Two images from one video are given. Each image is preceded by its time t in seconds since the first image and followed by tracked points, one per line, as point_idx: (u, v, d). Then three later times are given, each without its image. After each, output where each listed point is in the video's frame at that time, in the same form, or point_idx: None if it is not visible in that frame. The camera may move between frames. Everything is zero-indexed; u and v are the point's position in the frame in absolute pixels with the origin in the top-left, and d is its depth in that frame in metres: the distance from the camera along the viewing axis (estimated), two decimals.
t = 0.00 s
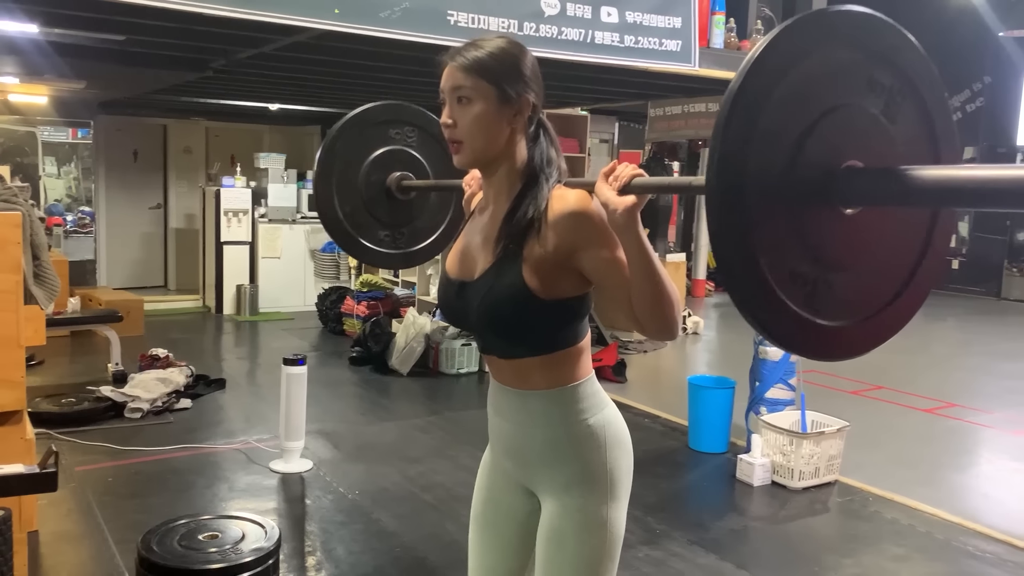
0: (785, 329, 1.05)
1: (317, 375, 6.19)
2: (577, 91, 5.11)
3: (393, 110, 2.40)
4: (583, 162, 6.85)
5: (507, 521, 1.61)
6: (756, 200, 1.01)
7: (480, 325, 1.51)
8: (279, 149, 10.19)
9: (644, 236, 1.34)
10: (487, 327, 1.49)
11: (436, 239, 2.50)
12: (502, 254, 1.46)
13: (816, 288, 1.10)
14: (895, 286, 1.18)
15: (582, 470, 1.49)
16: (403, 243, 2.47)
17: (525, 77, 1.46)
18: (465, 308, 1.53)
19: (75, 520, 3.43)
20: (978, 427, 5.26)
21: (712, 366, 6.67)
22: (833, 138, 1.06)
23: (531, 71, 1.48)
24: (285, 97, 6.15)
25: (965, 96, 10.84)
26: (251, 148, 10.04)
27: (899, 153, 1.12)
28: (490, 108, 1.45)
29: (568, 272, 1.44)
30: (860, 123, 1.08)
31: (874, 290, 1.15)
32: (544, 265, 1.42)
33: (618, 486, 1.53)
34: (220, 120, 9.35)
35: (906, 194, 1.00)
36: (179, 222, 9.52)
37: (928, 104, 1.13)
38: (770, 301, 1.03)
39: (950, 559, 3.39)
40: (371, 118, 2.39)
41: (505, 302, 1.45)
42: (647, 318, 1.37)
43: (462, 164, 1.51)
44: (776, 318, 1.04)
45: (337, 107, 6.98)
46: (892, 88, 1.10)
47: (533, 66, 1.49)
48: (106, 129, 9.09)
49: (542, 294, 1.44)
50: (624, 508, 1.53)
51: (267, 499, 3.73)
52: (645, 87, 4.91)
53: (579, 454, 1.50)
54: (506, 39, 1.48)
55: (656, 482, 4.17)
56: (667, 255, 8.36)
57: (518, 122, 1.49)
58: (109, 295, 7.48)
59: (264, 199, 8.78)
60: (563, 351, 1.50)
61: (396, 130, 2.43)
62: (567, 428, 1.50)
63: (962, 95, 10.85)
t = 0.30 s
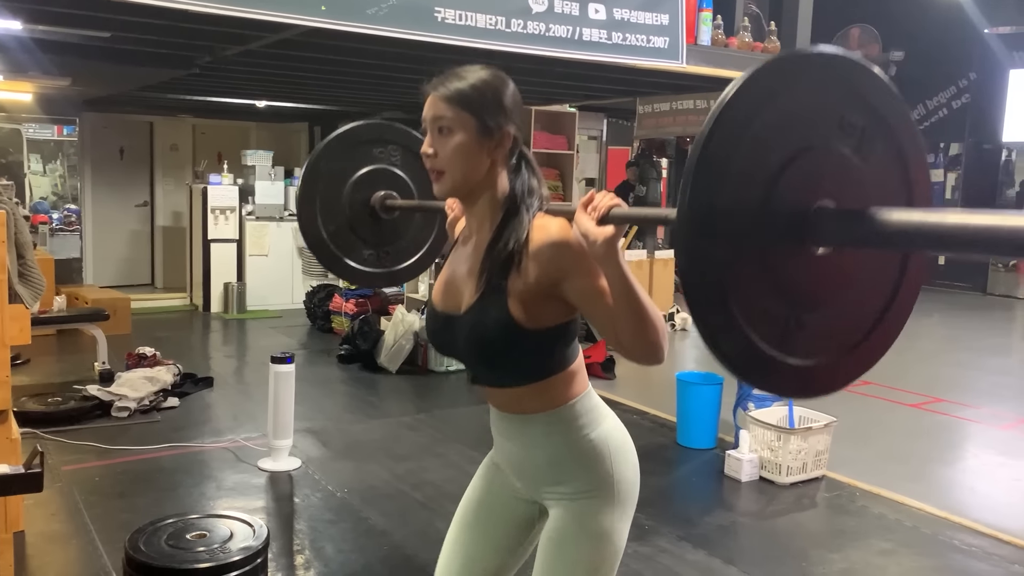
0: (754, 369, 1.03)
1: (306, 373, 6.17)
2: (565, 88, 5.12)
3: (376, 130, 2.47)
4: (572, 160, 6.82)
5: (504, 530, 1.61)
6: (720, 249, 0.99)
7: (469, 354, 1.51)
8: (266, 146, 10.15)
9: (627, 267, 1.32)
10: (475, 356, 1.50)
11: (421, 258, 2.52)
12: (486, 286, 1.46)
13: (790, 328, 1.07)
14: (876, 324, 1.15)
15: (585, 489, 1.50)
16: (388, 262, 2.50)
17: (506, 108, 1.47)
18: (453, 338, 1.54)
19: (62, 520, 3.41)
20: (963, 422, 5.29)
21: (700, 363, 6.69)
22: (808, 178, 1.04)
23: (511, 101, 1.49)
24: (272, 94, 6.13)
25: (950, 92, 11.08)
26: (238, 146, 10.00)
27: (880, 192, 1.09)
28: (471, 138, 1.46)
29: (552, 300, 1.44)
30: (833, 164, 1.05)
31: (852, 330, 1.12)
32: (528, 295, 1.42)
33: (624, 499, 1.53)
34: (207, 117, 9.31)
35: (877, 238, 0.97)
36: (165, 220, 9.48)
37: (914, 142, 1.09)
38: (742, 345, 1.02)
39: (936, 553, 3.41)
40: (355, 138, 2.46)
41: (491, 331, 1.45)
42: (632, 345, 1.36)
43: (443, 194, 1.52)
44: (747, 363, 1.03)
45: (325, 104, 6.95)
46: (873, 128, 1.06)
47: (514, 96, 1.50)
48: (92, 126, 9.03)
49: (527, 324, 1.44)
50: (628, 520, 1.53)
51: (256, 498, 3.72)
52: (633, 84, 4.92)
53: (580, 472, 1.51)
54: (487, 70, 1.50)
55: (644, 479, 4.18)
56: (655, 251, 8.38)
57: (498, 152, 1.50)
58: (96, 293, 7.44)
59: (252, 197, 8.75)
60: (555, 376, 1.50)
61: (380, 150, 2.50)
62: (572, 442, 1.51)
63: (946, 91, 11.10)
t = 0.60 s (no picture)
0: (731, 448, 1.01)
1: (295, 370, 6.16)
2: (555, 84, 5.12)
3: (363, 164, 2.46)
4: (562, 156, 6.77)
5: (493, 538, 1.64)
6: (694, 328, 0.98)
7: (459, 405, 1.51)
8: (255, 142, 10.12)
9: (612, 322, 1.32)
10: (465, 408, 1.50)
11: (409, 291, 2.54)
12: (472, 339, 1.46)
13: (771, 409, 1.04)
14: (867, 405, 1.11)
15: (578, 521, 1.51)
16: (376, 295, 2.51)
17: (488, 163, 1.49)
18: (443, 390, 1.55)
19: (50, 518, 3.39)
20: (951, 417, 5.32)
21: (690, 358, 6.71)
22: (787, 257, 1.02)
23: (493, 155, 1.51)
24: (261, 90, 6.11)
25: (939, 89, 11.16)
26: (227, 141, 9.97)
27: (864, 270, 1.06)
28: (454, 195, 1.48)
29: (537, 353, 1.43)
30: (811, 241, 1.02)
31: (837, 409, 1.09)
32: (513, 349, 1.42)
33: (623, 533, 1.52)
34: (197, 113, 9.27)
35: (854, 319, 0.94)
36: (154, 216, 9.44)
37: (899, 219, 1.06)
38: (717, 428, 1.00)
39: (924, 548, 3.43)
40: (342, 175, 2.45)
41: (479, 384, 1.46)
42: (617, 397, 1.36)
43: (428, 248, 1.53)
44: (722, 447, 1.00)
45: (314, 100, 6.93)
46: (854, 203, 1.04)
47: (496, 151, 1.52)
48: (80, 122, 8.98)
49: (514, 376, 1.44)
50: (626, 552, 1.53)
51: (245, 495, 3.71)
52: (623, 80, 4.92)
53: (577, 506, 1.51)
54: (470, 126, 1.52)
55: (634, 474, 4.19)
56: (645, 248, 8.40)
57: (482, 207, 1.52)
58: (84, 290, 7.41)
59: (241, 193, 8.71)
60: (549, 423, 1.49)
61: (367, 184, 2.49)
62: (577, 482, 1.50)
63: (935, 88, 11.18)
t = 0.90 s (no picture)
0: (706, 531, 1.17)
1: (285, 364, 6.14)
2: (545, 77, 5.11)
3: (351, 212, 2.47)
4: (552, 150, 6.75)
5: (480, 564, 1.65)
6: (679, 421, 1.13)
7: (447, 468, 1.54)
8: (244, 136, 10.07)
9: (595, 393, 1.37)
10: (452, 472, 1.52)
11: (395, 334, 2.58)
12: (458, 404, 1.50)
13: (743, 494, 1.21)
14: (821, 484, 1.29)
15: (560, 567, 1.51)
16: (363, 338, 2.56)
17: (473, 232, 1.55)
18: (429, 454, 1.57)
19: (38, 512, 3.37)
20: (937, 410, 5.35)
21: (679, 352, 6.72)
22: (760, 356, 1.18)
23: (478, 225, 1.57)
24: (250, 83, 6.08)
25: (928, 85, 11.24)
26: (216, 135, 9.92)
27: (824, 365, 1.24)
28: (440, 264, 1.53)
29: (522, 418, 1.47)
30: (788, 338, 1.19)
31: (797, 486, 1.26)
32: (498, 415, 1.46)
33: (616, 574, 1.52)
34: (186, 106, 9.22)
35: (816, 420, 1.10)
36: (142, 210, 9.39)
37: (856, 318, 1.25)
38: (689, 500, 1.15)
39: (911, 539, 3.45)
40: (329, 220, 2.45)
41: (466, 448, 1.49)
42: (599, 462, 1.41)
43: (414, 314, 1.59)
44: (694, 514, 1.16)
45: (303, 93, 6.91)
46: (821, 304, 1.22)
47: (480, 220, 1.58)
48: (67, 115, 8.92)
49: (498, 442, 1.47)
50: None
51: (234, 489, 3.70)
52: (613, 73, 4.92)
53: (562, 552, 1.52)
54: (457, 195, 1.58)
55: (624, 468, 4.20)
56: (635, 242, 8.41)
57: (467, 275, 1.57)
58: (72, 283, 7.37)
59: (230, 186, 8.67)
60: (534, 482, 1.50)
61: (355, 229, 2.50)
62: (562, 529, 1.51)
63: (924, 84, 11.26)
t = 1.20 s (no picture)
0: None
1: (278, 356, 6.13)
2: (540, 70, 5.11)
3: (340, 242, 2.54)
4: (547, 143, 6.75)
5: None
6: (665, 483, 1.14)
7: (444, 511, 1.69)
8: (238, 128, 10.02)
9: (582, 437, 1.42)
10: (451, 515, 1.68)
11: (383, 362, 2.65)
12: (449, 449, 1.65)
13: (726, 558, 1.22)
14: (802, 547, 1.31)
15: None
16: (353, 367, 2.62)
17: (460, 280, 1.69)
18: (426, 497, 1.72)
19: (30, 503, 3.37)
20: (929, 404, 5.38)
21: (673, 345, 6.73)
22: (746, 420, 1.20)
23: (465, 273, 1.71)
24: (243, 74, 6.06)
25: (922, 80, 11.27)
26: (210, 127, 9.89)
27: (807, 428, 1.26)
28: (427, 311, 1.68)
29: (511, 462, 1.61)
30: (771, 402, 1.21)
31: (779, 551, 1.28)
32: (488, 461, 1.60)
33: None
34: (179, 98, 9.18)
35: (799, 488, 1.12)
36: (135, 203, 9.36)
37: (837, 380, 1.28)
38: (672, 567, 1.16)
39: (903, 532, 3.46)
40: (319, 251, 2.53)
41: (460, 490, 1.64)
42: (592, 506, 1.43)
43: (405, 358, 1.73)
44: None
45: (297, 85, 6.88)
46: (803, 368, 1.25)
47: (467, 267, 1.72)
48: (60, 106, 8.88)
49: (490, 485, 1.62)
50: None
51: (228, 481, 3.70)
52: (608, 66, 4.91)
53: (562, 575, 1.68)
54: (443, 244, 1.72)
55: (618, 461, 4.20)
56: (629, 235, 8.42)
57: (454, 320, 1.72)
58: (64, 275, 7.35)
59: (224, 178, 8.66)
60: (530, 518, 1.67)
61: (344, 258, 2.58)
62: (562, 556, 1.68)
63: (918, 79, 11.30)
